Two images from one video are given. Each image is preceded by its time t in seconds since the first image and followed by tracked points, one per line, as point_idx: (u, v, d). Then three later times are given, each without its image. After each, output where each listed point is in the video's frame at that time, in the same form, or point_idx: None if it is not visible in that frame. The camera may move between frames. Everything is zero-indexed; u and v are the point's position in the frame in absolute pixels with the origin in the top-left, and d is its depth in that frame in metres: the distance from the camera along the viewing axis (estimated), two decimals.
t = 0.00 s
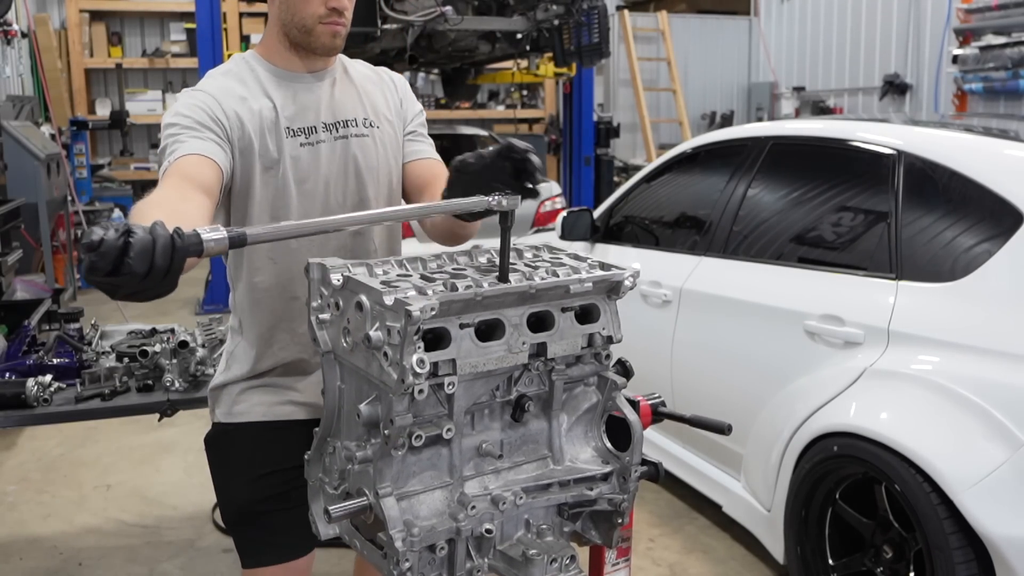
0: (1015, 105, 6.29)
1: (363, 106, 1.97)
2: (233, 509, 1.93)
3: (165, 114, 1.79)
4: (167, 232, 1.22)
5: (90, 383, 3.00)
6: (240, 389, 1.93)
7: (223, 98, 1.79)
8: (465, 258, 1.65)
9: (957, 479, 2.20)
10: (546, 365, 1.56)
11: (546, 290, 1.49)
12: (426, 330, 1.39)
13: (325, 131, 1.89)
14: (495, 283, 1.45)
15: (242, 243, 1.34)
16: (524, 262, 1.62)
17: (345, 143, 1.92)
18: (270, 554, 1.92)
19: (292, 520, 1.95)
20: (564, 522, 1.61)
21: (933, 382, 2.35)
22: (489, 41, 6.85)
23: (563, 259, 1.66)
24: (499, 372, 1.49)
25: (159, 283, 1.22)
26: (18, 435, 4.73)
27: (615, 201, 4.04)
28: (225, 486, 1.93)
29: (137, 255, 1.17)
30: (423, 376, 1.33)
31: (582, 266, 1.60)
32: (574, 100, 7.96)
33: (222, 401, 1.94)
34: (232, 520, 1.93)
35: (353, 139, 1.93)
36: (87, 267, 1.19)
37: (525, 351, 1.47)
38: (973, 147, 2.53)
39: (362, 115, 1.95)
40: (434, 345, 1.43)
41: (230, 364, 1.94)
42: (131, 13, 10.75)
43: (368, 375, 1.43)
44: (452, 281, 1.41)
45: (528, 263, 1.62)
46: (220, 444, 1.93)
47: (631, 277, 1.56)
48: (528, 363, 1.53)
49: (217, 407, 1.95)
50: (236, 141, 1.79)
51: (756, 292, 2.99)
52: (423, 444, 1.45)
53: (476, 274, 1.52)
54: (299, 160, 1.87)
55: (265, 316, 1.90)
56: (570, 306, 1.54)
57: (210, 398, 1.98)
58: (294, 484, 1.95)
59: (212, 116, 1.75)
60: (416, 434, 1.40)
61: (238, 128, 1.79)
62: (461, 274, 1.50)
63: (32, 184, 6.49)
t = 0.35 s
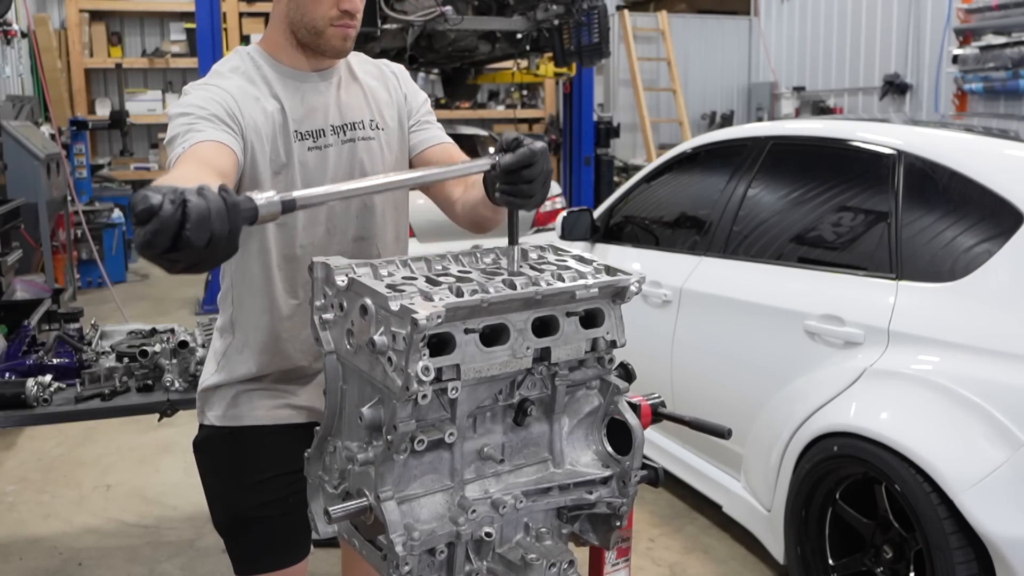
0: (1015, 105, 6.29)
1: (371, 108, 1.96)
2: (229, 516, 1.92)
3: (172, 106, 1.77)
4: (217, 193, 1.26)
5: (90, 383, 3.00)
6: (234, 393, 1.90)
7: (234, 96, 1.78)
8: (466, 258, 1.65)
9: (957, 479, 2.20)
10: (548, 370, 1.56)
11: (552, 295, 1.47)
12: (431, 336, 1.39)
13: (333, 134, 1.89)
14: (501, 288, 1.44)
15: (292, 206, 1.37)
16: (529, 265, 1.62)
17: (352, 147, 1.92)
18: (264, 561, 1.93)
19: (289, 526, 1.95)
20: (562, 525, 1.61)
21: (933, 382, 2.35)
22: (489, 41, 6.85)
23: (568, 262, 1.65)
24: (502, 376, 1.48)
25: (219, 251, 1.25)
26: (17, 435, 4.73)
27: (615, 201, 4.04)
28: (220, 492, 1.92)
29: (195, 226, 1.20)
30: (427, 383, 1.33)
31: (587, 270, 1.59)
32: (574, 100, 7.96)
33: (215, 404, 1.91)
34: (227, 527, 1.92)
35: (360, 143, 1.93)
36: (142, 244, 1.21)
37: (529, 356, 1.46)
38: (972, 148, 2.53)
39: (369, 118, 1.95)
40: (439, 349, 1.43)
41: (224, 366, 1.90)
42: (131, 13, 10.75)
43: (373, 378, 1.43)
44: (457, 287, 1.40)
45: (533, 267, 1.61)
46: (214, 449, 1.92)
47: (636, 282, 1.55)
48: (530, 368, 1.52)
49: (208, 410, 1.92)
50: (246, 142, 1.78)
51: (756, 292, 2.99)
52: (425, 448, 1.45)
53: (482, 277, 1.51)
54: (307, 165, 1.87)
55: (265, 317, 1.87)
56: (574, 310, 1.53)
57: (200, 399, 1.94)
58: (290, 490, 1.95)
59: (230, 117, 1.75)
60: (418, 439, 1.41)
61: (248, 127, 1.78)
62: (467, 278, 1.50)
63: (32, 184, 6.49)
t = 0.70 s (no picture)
0: (1015, 105, 6.29)
1: (385, 112, 1.93)
2: (229, 520, 1.93)
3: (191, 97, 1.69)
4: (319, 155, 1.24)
5: (90, 383, 3.00)
6: (235, 394, 1.89)
7: (257, 90, 1.72)
8: (471, 261, 1.65)
9: (958, 479, 2.20)
10: (558, 383, 1.55)
11: (566, 313, 1.46)
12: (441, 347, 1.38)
13: (350, 137, 1.86)
14: (516, 304, 1.43)
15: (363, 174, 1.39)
16: (543, 273, 1.60)
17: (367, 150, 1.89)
18: (263, 564, 1.95)
19: (288, 529, 1.97)
20: (559, 530, 1.62)
21: (934, 382, 2.35)
22: (489, 41, 6.85)
23: (583, 270, 1.63)
24: (510, 390, 1.48)
25: (319, 218, 1.22)
26: (17, 435, 4.73)
27: (615, 201, 4.03)
28: (220, 495, 1.93)
29: (313, 187, 1.18)
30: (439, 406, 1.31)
31: (603, 281, 1.57)
32: (574, 100, 7.95)
33: (215, 405, 1.91)
34: (227, 530, 1.93)
35: (375, 146, 1.90)
36: (253, 202, 1.17)
37: (540, 372, 1.45)
38: (973, 148, 2.53)
39: (384, 122, 1.92)
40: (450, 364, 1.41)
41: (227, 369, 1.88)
42: (131, 13, 10.75)
43: (381, 388, 1.42)
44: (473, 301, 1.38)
45: (549, 276, 1.59)
46: (215, 452, 1.93)
47: (653, 300, 1.54)
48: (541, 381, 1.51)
49: (208, 410, 1.91)
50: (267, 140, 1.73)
51: (756, 291, 2.99)
52: (428, 457, 1.45)
53: (495, 288, 1.50)
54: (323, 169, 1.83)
55: (271, 319, 1.84)
56: (588, 325, 1.52)
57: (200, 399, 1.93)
58: (290, 494, 1.97)
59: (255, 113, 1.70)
60: (423, 450, 1.41)
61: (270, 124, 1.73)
62: (480, 289, 1.48)
63: (32, 184, 6.48)
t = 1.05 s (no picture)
0: (1016, 105, 6.28)
1: (400, 132, 1.87)
2: (214, 522, 1.88)
3: (226, 105, 1.57)
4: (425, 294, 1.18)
5: (90, 383, 3.00)
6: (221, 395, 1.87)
7: (286, 109, 1.64)
8: (471, 263, 1.66)
9: (957, 479, 2.20)
10: (558, 383, 1.55)
11: (567, 312, 1.46)
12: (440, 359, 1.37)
13: (364, 157, 1.79)
14: (516, 304, 1.43)
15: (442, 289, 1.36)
16: (544, 274, 1.60)
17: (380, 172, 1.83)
18: (244, 567, 1.88)
19: (274, 529, 1.92)
20: (559, 531, 1.62)
21: (934, 382, 2.35)
22: (489, 41, 6.85)
23: (583, 270, 1.63)
24: (512, 390, 1.48)
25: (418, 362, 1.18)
26: (17, 435, 4.73)
27: (615, 201, 4.03)
28: (205, 496, 1.90)
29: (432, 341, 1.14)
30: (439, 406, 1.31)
31: (603, 281, 1.57)
32: (574, 100, 7.94)
33: (199, 407, 1.88)
34: (212, 532, 1.89)
35: (389, 168, 1.84)
36: (369, 351, 1.11)
37: (540, 371, 1.46)
38: (974, 147, 2.53)
39: (399, 143, 1.86)
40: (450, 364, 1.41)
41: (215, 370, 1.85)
42: (131, 13, 10.75)
43: (381, 388, 1.41)
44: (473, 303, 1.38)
45: (549, 276, 1.59)
46: (198, 453, 1.90)
47: (653, 300, 1.54)
48: (541, 381, 1.51)
49: (193, 409, 1.89)
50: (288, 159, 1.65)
51: (756, 292, 2.99)
52: (430, 458, 1.45)
53: (496, 288, 1.50)
54: (335, 190, 1.76)
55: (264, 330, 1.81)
56: (588, 325, 1.52)
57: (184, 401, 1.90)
58: (275, 494, 1.93)
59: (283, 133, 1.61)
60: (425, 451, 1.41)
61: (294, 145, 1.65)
62: (481, 290, 1.48)
63: (31, 184, 6.47)
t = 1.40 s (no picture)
0: (1016, 105, 6.28)
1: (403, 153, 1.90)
2: (197, 531, 1.88)
3: (282, 155, 1.44)
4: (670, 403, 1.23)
5: (89, 383, 2.99)
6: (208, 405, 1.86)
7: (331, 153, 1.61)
8: (471, 264, 1.67)
9: (957, 479, 2.20)
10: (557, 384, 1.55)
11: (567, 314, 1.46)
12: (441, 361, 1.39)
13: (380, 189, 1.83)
14: (515, 306, 1.43)
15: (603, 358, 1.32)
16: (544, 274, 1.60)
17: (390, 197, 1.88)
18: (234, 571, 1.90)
19: (259, 536, 1.93)
20: (558, 531, 1.62)
21: (934, 382, 2.34)
22: (489, 41, 6.85)
23: (583, 271, 1.63)
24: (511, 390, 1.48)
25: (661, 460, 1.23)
26: (17, 435, 4.72)
27: (615, 201, 4.03)
28: (186, 504, 1.88)
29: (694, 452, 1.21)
30: (438, 408, 1.32)
31: (603, 282, 1.57)
32: (574, 100, 7.94)
33: (181, 415, 1.88)
34: (196, 540, 1.89)
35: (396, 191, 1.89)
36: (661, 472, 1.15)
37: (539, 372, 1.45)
38: (973, 148, 2.52)
39: (402, 165, 1.90)
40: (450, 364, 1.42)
41: (205, 384, 1.84)
42: (130, 13, 10.75)
43: (380, 390, 1.41)
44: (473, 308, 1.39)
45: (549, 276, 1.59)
46: (179, 461, 1.89)
47: (652, 300, 1.54)
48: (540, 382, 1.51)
49: (178, 418, 1.88)
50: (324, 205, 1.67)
51: (756, 292, 2.99)
52: (429, 459, 1.44)
53: (497, 289, 1.51)
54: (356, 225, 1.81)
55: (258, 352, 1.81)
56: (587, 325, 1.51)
57: (169, 408, 1.89)
58: (260, 500, 1.93)
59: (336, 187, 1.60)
60: (425, 453, 1.40)
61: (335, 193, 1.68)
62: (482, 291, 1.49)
63: (31, 184, 6.47)
